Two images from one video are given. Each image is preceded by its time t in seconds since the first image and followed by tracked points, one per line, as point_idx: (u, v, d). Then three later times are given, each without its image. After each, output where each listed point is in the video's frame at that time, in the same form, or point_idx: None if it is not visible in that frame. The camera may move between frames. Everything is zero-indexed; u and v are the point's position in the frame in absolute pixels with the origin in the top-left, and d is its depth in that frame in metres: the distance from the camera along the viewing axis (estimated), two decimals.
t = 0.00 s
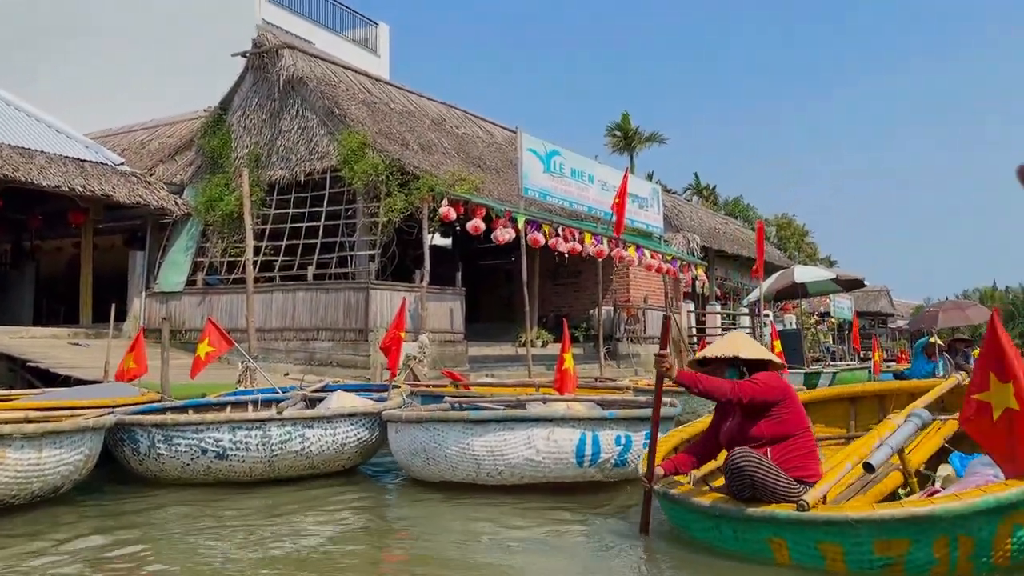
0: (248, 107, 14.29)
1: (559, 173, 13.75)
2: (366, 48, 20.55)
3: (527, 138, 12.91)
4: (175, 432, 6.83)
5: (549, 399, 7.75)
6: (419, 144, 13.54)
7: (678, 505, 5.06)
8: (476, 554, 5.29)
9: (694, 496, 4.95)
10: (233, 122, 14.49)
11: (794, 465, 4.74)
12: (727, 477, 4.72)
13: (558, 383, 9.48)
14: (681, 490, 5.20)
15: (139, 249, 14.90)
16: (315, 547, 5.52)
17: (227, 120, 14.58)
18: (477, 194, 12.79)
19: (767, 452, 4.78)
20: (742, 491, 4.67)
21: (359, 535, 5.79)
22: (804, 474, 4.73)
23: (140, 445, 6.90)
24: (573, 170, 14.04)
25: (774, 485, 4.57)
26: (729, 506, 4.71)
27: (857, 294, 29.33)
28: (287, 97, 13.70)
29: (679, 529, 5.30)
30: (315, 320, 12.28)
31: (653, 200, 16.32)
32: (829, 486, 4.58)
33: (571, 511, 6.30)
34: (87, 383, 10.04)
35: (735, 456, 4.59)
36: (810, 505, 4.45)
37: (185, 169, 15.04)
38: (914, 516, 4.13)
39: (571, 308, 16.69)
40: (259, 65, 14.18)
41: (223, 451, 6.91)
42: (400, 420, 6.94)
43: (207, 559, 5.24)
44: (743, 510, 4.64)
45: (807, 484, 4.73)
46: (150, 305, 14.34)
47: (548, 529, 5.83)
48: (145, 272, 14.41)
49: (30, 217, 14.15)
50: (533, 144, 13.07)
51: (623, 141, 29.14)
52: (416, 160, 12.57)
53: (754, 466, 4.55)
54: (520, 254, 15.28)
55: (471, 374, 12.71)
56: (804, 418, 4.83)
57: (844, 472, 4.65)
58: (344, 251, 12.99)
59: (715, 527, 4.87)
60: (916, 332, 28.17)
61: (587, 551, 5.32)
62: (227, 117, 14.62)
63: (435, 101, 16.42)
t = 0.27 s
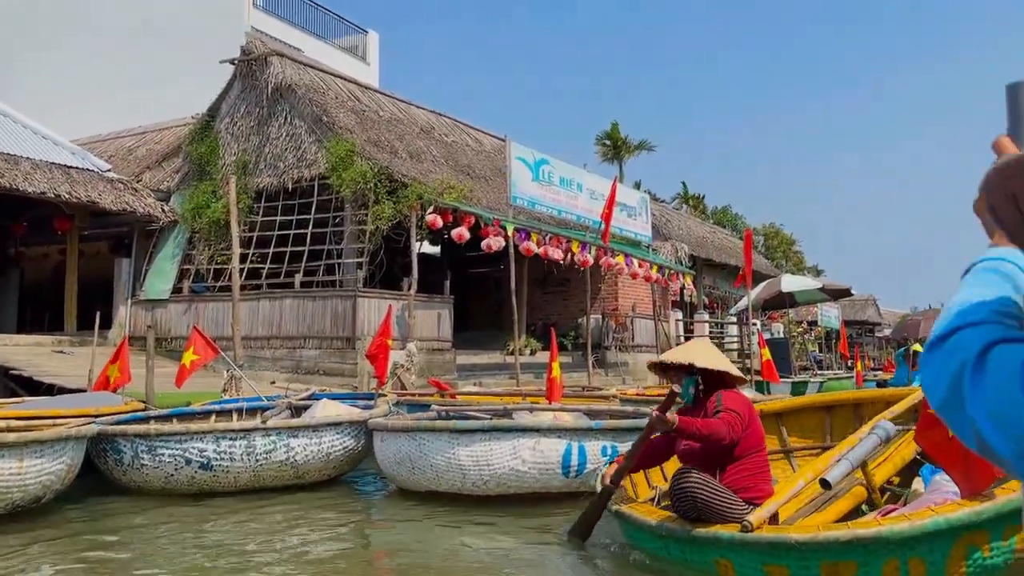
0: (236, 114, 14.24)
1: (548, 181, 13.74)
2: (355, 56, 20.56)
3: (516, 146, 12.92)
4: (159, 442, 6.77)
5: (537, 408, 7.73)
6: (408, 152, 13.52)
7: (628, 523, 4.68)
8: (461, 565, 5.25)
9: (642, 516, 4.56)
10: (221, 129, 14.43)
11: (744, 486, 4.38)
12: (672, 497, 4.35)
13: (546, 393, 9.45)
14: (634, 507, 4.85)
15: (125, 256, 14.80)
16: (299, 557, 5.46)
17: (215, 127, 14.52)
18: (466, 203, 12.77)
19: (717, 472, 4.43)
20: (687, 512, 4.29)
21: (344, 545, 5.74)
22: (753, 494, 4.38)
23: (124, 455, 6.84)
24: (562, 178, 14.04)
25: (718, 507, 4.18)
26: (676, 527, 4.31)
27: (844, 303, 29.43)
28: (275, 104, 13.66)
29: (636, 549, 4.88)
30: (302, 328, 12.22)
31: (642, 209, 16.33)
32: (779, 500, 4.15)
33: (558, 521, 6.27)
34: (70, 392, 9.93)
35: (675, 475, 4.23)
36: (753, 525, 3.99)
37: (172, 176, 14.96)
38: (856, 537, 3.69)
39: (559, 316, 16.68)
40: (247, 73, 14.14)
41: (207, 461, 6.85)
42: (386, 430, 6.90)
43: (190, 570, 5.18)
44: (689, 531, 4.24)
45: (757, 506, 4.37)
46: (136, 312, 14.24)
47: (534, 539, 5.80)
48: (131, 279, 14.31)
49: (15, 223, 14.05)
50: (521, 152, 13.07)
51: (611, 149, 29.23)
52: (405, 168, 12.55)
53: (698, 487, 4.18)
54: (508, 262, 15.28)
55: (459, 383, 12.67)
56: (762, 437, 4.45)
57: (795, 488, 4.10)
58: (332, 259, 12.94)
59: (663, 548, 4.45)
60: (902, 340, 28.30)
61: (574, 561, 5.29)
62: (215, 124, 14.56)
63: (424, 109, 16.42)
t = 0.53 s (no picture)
0: (225, 121, 14.21)
1: (537, 190, 13.73)
2: (346, 64, 20.57)
3: (506, 155, 12.91)
4: (143, 449, 6.72)
5: (525, 417, 7.70)
6: (398, 161, 13.50)
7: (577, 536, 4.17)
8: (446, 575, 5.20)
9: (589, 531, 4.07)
10: (210, 136, 14.39)
11: (696, 502, 4.00)
12: (619, 515, 3.91)
13: (534, 402, 9.42)
14: (587, 524, 4.25)
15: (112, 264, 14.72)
16: (283, 566, 5.41)
17: (204, 134, 14.47)
18: (455, 211, 12.74)
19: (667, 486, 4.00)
20: (635, 532, 3.83)
21: (328, 554, 5.69)
22: (705, 511, 4.00)
23: (107, 462, 6.78)
24: (551, 188, 14.04)
25: (672, 528, 3.75)
26: (622, 546, 3.84)
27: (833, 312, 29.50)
28: (264, 112, 13.64)
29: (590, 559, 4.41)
30: (290, 336, 12.16)
31: (631, 219, 16.35)
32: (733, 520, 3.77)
33: (545, 530, 6.24)
34: (54, 400, 9.84)
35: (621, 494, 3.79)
36: (702, 548, 3.59)
37: (161, 183, 14.90)
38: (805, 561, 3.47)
39: (549, 325, 16.67)
40: (236, 80, 14.11)
41: (191, 469, 6.79)
42: (372, 438, 6.86)
43: None
44: (635, 552, 3.78)
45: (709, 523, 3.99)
46: (123, 320, 14.15)
47: (520, 549, 5.76)
48: (118, 286, 14.22)
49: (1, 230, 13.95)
50: (511, 161, 13.07)
51: (601, 158, 29.32)
52: (394, 176, 12.53)
53: (646, 506, 3.75)
54: (498, 271, 15.27)
55: (448, 392, 12.62)
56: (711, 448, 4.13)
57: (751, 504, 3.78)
58: (320, 267, 12.89)
59: (611, 566, 3.99)
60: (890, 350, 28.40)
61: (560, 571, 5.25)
62: (204, 131, 14.51)
63: (414, 117, 16.42)
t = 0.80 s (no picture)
0: (216, 127, 14.17)
1: (528, 198, 13.72)
2: (337, 70, 20.56)
3: (497, 163, 12.91)
4: (128, 455, 6.66)
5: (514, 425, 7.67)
6: (389, 168, 13.48)
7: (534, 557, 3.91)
8: None
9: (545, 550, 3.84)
10: (200, 142, 14.33)
11: (647, 514, 3.89)
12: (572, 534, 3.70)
13: (523, 410, 9.39)
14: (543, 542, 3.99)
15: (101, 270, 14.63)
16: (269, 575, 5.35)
17: (194, 140, 14.42)
18: (446, 219, 12.72)
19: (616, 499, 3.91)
20: (587, 550, 3.64)
21: (314, 563, 5.64)
22: (658, 522, 3.87)
23: (93, 468, 6.72)
24: (543, 196, 14.04)
25: (622, 543, 3.57)
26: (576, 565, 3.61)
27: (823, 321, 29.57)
28: (255, 118, 13.60)
29: None
30: (279, 344, 12.10)
31: (622, 227, 16.36)
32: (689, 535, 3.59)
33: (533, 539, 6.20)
34: (41, 407, 9.77)
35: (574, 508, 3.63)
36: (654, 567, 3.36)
37: (150, 189, 14.83)
38: None
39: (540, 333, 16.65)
40: (227, 86, 14.07)
41: (177, 476, 6.74)
42: (359, 446, 6.82)
43: None
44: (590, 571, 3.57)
45: (662, 537, 3.86)
46: (111, 326, 14.06)
47: (508, 558, 5.72)
48: (107, 292, 14.11)
49: None
50: (502, 168, 13.07)
51: (593, 166, 29.38)
52: (385, 184, 12.51)
53: (594, 521, 3.58)
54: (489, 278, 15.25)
55: (438, 400, 12.58)
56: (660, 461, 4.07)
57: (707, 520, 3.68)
58: (310, 274, 12.84)
59: None
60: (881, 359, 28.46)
61: None
62: (194, 138, 14.46)
63: (406, 125, 16.42)
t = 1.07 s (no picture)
0: (207, 131, 14.06)
1: (522, 204, 13.63)
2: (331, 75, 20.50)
3: (490, 168, 12.82)
4: (113, 463, 6.53)
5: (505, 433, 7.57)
6: (381, 173, 13.39)
7: None
8: None
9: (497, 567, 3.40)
10: (191, 146, 14.22)
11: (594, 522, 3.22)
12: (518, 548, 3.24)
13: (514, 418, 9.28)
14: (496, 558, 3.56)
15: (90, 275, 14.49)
16: None
17: (185, 144, 14.30)
18: (439, 224, 12.63)
19: (558, 506, 3.24)
20: (535, 562, 3.16)
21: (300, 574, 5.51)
22: (610, 530, 3.21)
23: (76, 477, 6.59)
24: (536, 202, 13.95)
25: (568, 553, 3.06)
26: None
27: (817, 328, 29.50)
28: (246, 122, 13.50)
29: None
30: (269, 349, 11.97)
31: (616, 233, 16.29)
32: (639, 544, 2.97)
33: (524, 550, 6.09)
34: (26, 413, 9.61)
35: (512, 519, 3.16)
36: None
37: (140, 194, 14.70)
38: None
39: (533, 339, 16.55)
40: (219, 90, 13.96)
41: (162, 484, 6.61)
42: (347, 454, 6.71)
43: None
44: None
45: (616, 548, 3.20)
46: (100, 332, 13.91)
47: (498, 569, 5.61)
48: (95, 297, 13.95)
49: None
50: (495, 174, 12.98)
51: (587, 173, 29.35)
52: (377, 189, 12.41)
53: (540, 530, 3.09)
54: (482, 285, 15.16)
55: (430, 407, 12.46)
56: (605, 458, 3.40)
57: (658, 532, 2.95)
58: (301, 279, 12.72)
59: None
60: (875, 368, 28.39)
61: None
62: (185, 142, 14.34)
63: (399, 130, 16.34)
